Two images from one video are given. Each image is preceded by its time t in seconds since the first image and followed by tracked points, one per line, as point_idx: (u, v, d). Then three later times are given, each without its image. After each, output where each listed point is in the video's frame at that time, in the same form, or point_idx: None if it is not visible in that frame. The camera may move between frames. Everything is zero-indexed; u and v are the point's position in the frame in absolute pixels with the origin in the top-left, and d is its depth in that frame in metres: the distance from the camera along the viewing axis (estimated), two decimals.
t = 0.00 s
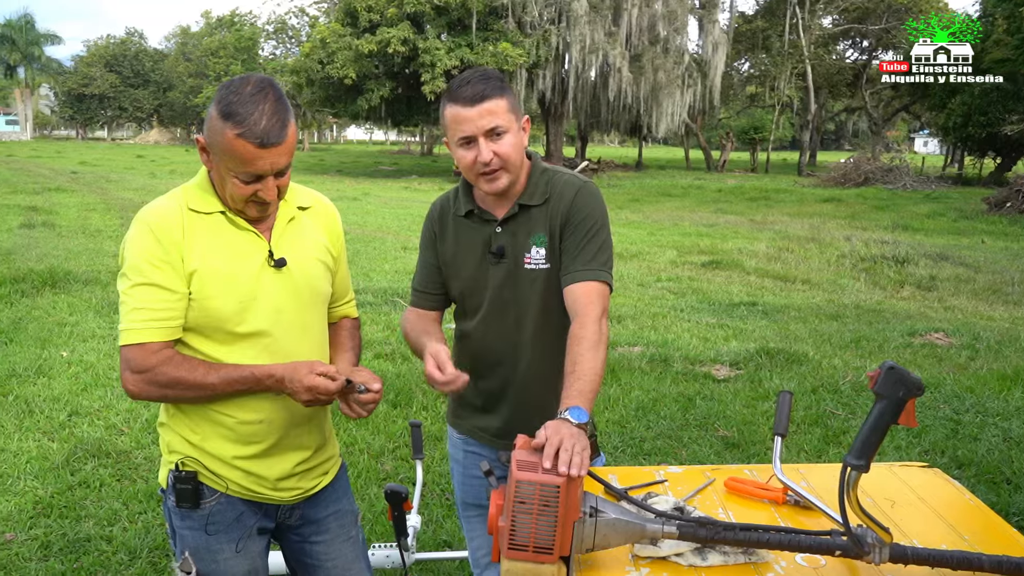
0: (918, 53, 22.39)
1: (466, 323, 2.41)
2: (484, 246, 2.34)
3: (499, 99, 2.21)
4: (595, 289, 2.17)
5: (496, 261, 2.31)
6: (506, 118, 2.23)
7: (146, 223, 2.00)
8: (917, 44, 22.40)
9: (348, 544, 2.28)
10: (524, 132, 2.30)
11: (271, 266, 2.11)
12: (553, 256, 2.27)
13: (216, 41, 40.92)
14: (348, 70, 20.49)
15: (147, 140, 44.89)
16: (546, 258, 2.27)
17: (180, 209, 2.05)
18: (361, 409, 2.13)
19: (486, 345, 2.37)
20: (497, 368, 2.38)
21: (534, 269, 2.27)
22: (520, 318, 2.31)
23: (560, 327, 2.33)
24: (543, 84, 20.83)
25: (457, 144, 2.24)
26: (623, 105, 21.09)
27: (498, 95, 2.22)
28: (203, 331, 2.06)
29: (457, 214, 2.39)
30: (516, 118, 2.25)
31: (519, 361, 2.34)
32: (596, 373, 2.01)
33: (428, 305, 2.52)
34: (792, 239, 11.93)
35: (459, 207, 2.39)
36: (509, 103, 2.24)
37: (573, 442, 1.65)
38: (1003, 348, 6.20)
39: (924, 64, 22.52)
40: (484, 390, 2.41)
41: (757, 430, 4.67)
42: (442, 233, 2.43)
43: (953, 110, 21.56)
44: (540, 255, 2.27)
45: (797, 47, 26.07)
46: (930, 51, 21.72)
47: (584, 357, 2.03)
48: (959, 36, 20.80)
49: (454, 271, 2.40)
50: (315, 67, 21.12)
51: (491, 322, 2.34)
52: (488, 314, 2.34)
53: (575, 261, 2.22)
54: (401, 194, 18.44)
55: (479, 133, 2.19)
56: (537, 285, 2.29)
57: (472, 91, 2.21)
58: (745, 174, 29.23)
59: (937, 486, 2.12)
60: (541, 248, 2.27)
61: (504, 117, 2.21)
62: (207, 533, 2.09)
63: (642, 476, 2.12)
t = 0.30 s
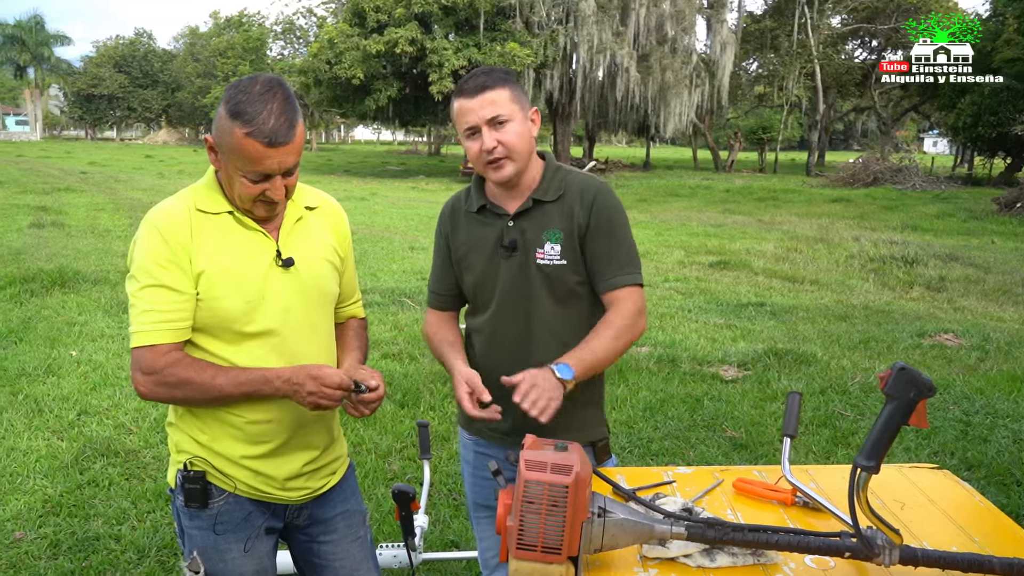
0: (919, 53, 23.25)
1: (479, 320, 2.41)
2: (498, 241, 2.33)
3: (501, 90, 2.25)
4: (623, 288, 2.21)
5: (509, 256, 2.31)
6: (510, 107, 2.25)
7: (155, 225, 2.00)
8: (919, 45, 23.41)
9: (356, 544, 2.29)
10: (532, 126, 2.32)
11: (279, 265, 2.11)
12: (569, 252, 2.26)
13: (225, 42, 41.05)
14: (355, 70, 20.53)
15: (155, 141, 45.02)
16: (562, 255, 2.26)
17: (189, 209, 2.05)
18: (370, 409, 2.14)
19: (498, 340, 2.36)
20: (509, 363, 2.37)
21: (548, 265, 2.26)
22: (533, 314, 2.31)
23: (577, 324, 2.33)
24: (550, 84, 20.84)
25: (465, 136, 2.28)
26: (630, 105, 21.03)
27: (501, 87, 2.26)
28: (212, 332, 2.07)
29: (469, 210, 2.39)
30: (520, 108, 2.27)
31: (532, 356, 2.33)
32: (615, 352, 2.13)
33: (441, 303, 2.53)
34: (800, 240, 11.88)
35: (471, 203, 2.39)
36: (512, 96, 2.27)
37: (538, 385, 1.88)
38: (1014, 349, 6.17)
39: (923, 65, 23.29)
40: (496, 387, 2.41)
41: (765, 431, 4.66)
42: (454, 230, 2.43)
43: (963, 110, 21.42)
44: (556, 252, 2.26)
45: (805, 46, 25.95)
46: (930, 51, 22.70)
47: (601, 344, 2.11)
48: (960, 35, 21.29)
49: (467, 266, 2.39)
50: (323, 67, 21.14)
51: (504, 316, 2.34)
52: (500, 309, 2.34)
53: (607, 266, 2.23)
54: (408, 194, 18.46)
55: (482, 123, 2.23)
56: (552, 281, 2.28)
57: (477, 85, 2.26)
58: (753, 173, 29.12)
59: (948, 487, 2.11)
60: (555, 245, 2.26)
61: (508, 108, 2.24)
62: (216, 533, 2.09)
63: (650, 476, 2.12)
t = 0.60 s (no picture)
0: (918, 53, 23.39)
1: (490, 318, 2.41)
2: (509, 238, 2.33)
3: (501, 92, 2.26)
4: (636, 281, 2.24)
5: (520, 252, 2.31)
6: (509, 108, 2.26)
7: (165, 225, 2.01)
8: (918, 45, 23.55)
9: (365, 543, 2.29)
10: (534, 125, 2.32)
11: (287, 265, 2.12)
12: (581, 249, 2.27)
13: (233, 43, 41.17)
14: (363, 70, 20.56)
15: (163, 141, 45.18)
16: (574, 252, 2.26)
17: (198, 210, 2.06)
18: (377, 410, 2.15)
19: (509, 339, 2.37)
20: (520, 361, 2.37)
21: (560, 261, 2.27)
22: (546, 311, 2.31)
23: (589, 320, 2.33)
24: (557, 85, 20.81)
25: (469, 136, 2.29)
26: (637, 106, 21.00)
27: (500, 89, 2.27)
28: (221, 333, 2.07)
29: (479, 210, 2.40)
30: (520, 108, 2.28)
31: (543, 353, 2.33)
32: (623, 342, 2.18)
33: (451, 302, 2.53)
34: (808, 240, 11.85)
35: (480, 203, 2.39)
36: (513, 96, 2.28)
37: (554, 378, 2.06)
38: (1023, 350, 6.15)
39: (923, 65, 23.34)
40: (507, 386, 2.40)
41: (773, 432, 4.65)
42: (464, 229, 2.42)
43: (972, 110, 21.30)
44: (567, 248, 2.27)
45: (813, 46, 25.84)
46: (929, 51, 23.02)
47: (612, 336, 2.17)
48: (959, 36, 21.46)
49: (478, 264, 2.39)
50: (330, 67, 21.15)
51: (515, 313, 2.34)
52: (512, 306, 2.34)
53: (620, 263, 2.25)
54: (415, 195, 18.46)
55: (483, 125, 2.24)
56: (564, 278, 2.29)
57: (477, 88, 2.27)
58: (760, 173, 29.02)
59: (957, 489, 2.10)
60: (566, 241, 2.27)
61: (509, 108, 2.25)
62: (226, 532, 2.10)
63: (658, 477, 2.12)
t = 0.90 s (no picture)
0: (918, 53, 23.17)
1: (496, 319, 2.41)
2: (515, 237, 2.33)
3: (494, 101, 2.23)
4: (643, 275, 2.26)
5: (527, 251, 2.32)
6: (502, 118, 2.23)
7: (174, 223, 2.02)
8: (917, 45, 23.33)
9: (371, 543, 2.29)
10: (532, 132, 2.30)
11: (295, 264, 2.13)
12: (587, 245, 2.28)
13: (239, 43, 41.28)
14: (369, 71, 20.60)
15: (171, 142, 45.31)
16: (580, 248, 2.27)
17: (206, 209, 2.07)
18: (384, 408, 2.15)
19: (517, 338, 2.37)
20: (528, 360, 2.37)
21: (566, 258, 2.28)
22: (553, 308, 2.32)
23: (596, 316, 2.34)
24: (563, 85, 20.80)
25: (466, 145, 2.29)
26: (643, 106, 20.97)
27: (493, 98, 2.24)
28: (230, 331, 2.08)
29: (483, 211, 2.40)
30: (516, 119, 2.25)
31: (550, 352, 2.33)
32: (629, 327, 2.20)
33: (456, 304, 2.53)
34: (814, 241, 11.81)
35: (484, 204, 2.39)
36: (508, 104, 2.25)
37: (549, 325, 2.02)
38: None
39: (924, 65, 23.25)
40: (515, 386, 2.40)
41: (779, 432, 4.63)
42: (469, 231, 2.42)
43: (980, 110, 21.17)
44: (574, 245, 2.27)
45: (820, 46, 25.74)
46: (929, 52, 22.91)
47: (615, 315, 2.18)
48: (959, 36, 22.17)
49: (485, 264, 2.39)
50: (336, 67, 21.16)
51: (523, 311, 2.34)
52: (519, 304, 2.34)
53: (627, 258, 2.27)
54: (421, 195, 18.48)
55: (476, 135, 2.24)
56: (572, 274, 2.29)
57: (473, 95, 2.25)
58: (766, 173, 28.92)
59: (965, 490, 2.10)
60: (573, 238, 2.27)
61: (500, 118, 2.23)
62: (233, 530, 2.11)
63: (664, 477, 2.12)
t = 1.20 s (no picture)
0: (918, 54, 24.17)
1: (498, 318, 2.41)
2: (515, 236, 2.33)
3: (492, 105, 2.23)
4: (644, 274, 2.26)
5: (527, 251, 2.32)
6: (500, 122, 2.23)
7: (182, 221, 2.03)
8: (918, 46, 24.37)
9: (377, 542, 2.30)
10: (530, 134, 2.30)
11: (302, 264, 2.14)
12: (587, 245, 2.27)
13: (246, 44, 41.37)
14: (374, 71, 20.61)
15: (177, 142, 45.39)
16: (580, 248, 2.27)
17: (213, 208, 2.08)
18: (393, 400, 2.15)
19: (518, 337, 2.37)
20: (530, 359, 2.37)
21: (566, 257, 2.28)
22: (554, 307, 2.32)
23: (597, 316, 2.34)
24: (569, 85, 20.79)
25: (465, 148, 2.30)
26: (649, 106, 20.96)
27: (492, 102, 2.24)
28: (235, 330, 2.09)
29: (483, 211, 2.40)
30: (513, 122, 2.25)
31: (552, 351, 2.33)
32: (631, 327, 2.20)
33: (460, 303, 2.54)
34: (820, 241, 11.77)
35: (486, 205, 2.39)
36: (507, 107, 2.25)
37: (564, 341, 2.08)
38: None
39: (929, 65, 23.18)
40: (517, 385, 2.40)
41: (785, 433, 4.63)
42: (471, 231, 2.42)
43: (987, 110, 21.06)
44: (574, 245, 2.27)
45: (826, 45, 25.67)
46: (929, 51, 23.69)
47: (619, 320, 2.18)
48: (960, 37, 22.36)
49: (486, 264, 2.39)
50: (342, 68, 21.18)
51: (524, 311, 2.34)
52: (520, 303, 2.35)
53: (627, 257, 2.27)
54: (427, 195, 18.50)
55: (474, 140, 2.25)
56: (572, 273, 2.29)
57: (471, 100, 2.25)
58: (771, 173, 28.84)
59: (972, 490, 2.09)
60: (572, 238, 2.27)
61: (498, 122, 2.23)
62: (239, 529, 2.11)
63: (668, 477, 2.12)
